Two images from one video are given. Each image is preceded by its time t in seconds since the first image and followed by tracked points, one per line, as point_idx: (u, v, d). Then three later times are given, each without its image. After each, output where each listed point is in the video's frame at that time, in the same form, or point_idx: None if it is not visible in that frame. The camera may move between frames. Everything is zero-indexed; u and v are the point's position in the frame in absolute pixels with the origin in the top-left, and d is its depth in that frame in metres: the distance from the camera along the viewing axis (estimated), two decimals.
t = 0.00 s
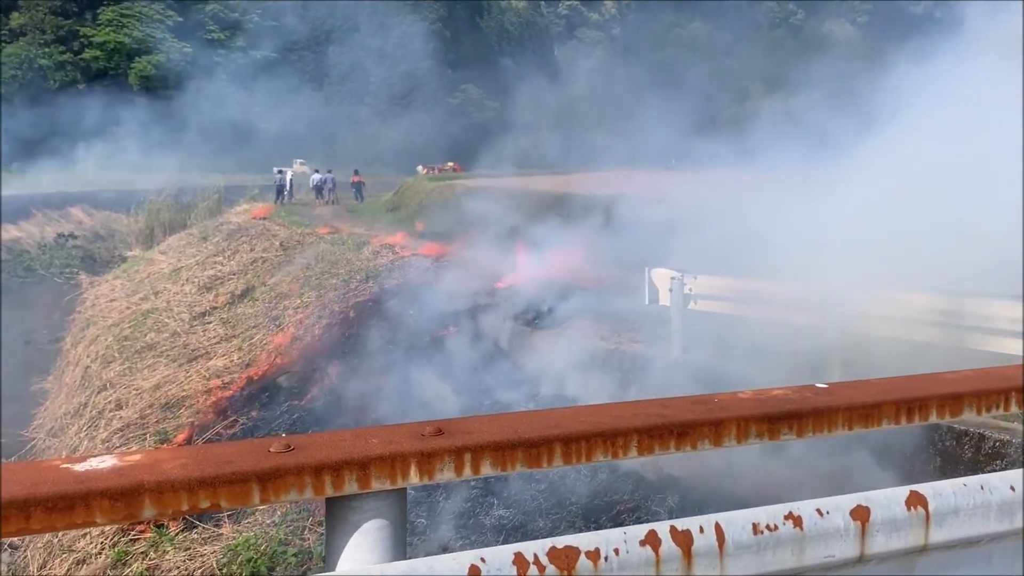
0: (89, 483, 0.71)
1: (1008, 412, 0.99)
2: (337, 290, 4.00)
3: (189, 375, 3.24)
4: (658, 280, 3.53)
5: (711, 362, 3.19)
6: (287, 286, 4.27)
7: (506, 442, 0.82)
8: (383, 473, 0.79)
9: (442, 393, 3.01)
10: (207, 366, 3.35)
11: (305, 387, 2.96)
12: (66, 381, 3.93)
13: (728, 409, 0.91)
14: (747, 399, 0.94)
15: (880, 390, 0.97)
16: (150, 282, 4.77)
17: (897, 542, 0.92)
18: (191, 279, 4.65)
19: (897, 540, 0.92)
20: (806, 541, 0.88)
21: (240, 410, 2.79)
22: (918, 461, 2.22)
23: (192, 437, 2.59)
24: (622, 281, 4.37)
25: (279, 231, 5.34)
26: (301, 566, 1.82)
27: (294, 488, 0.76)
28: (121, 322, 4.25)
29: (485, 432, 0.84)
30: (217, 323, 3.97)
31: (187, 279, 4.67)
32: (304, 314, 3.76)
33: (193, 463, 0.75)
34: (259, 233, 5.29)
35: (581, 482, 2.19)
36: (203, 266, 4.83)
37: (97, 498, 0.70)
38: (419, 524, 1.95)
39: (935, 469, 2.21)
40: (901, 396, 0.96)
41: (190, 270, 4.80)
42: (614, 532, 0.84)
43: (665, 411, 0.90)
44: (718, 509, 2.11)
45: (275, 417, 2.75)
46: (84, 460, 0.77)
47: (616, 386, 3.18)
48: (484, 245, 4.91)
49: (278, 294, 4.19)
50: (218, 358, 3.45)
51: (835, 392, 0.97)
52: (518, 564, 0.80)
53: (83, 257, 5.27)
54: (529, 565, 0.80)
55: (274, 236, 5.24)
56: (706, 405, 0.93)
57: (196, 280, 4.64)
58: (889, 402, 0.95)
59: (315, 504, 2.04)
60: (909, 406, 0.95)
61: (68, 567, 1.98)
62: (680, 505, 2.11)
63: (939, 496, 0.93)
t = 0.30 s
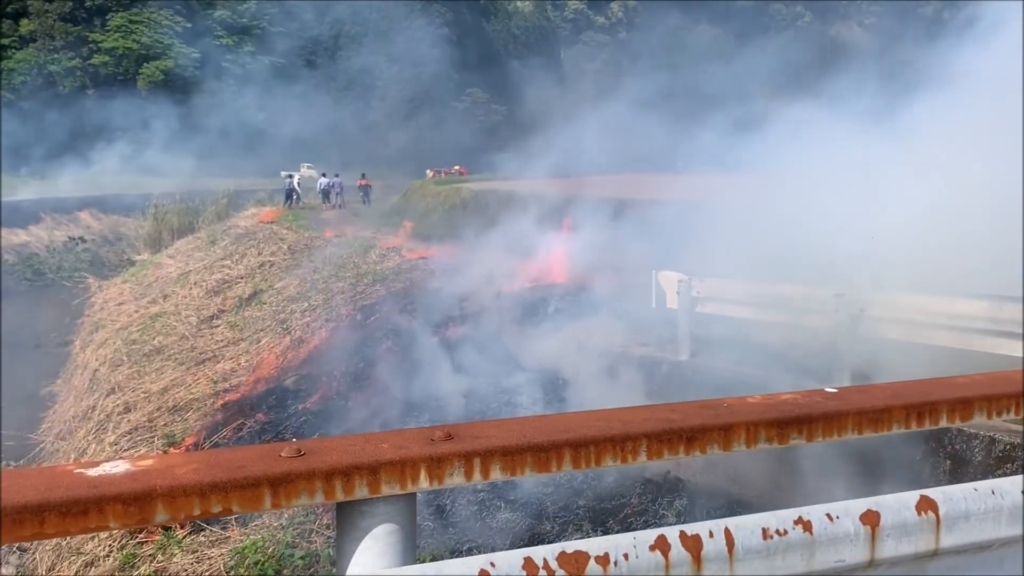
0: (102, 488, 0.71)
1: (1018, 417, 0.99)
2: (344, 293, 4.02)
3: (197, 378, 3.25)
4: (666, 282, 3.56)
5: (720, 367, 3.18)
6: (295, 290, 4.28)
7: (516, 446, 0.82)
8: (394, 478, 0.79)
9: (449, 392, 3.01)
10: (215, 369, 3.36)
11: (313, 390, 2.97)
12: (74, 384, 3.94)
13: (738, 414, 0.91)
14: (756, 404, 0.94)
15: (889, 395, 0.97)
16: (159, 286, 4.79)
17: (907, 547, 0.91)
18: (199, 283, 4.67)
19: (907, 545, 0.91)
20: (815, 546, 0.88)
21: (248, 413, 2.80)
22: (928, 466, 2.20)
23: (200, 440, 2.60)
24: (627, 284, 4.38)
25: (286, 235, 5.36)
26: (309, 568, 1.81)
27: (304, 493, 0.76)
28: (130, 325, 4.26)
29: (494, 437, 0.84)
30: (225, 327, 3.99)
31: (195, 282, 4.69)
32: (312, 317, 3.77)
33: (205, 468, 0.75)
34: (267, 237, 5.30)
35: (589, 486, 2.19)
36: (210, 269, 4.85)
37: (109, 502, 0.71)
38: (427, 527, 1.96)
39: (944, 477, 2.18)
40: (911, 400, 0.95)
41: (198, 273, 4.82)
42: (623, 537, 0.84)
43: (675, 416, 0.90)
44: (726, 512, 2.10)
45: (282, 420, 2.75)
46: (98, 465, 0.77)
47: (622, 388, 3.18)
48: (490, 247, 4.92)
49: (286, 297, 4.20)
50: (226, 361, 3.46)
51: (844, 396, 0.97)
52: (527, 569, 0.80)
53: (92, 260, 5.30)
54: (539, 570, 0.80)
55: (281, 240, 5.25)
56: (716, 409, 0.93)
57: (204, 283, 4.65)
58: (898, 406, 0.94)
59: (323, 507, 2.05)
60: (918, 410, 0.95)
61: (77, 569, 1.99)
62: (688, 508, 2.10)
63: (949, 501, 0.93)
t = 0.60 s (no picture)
0: (112, 488, 0.71)
1: None
2: (351, 295, 4.02)
3: (205, 380, 3.26)
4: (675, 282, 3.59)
5: (729, 366, 3.17)
6: (302, 291, 4.30)
7: (524, 446, 0.82)
8: (404, 478, 0.79)
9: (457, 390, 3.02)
10: (222, 371, 3.37)
11: (321, 393, 2.97)
12: (83, 386, 3.96)
13: (747, 412, 0.91)
14: (766, 403, 0.94)
15: (900, 393, 0.97)
16: (167, 287, 4.81)
17: (918, 546, 0.91)
18: (206, 284, 4.68)
19: (918, 543, 0.91)
20: (826, 545, 0.88)
21: (256, 416, 2.80)
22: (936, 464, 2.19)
23: (208, 442, 2.61)
24: (633, 284, 4.41)
25: (293, 236, 5.38)
26: (317, 570, 1.81)
27: (315, 493, 0.76)
28: (138, 327, 4.27)
29: (503, 437, 0.84)
30: (232, 328, 4.00)
31: (203, 284, 4.70)
32: (320, 318, 3.78)
33: (216, 468, 0.75)
34: (274, 238, 5.32)
35: (597, 486, 2.19)
36: (218, 270, 4.86)
37: (120, 502, 0.71)
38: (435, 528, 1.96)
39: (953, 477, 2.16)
40: (921, 399, 0.95)
41: (206, 275, 4.83)
42: (633, 536, 0.84)
43: (685, 416, 0.90)
44: (735, 512, 2.10)
45: (290, 421, 2.76)
46: (108, 465, 0.77)
47: (628, 388, 3.19)
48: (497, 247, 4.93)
49: (294, 298, 4.22)
50: (233, 363, 3.47)
51: (854, 395, 0.97)
52: (538, 568, 0.80)
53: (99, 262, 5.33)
54: (549, 569, 0.80)
55: (288, 241, 5.26)
56: (725, 408, 0.93)
57: (212, 285, 4.66)
58: (908, 405, 0.94)
59: (331, 508, 2.05)
60: (929, 409, 0.94)
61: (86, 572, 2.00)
62: (696, 508, 2.10)
63: (960, 500, 0.93)
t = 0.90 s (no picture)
0: (121, 480, 0.71)
1: None
2: (357, 294, 4.03)
3: (211, 377, 3.27)
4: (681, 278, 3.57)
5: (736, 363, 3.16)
6: (308, 288, 4.32)
7: (533, 437, 0.82)
8: (412, 469, 0.79)
9: (463, 388, 3.02)
10: (229, 369, 3.38)
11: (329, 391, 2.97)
12: (90, 384, 3.97)
13: (756, 404, 0.91)
14: (775, 395, 0.94)
15: (909, 385, 0.96)
16: (174, 285, 4.82)
17: (929, 539, 0.91)
18: (213, 282, 4.70)
19: (928, 536, 0.91)
20: (836, 538, 0.87)
21: (263, 414, 2.80)
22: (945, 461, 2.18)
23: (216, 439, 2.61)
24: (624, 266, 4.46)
25: (299, 234, 5.41)
26: (325, 567, 1.81)
27: (323, 485, 0.76)
28: (145, 325, 4.28)
29: (511, 428, 0.84)
30: (239, 325, 4.01)
31: (209, 281, 4.71)
32: (327, 316, 3.79)
33: (224, 460, 0.75)
34: (280, 236, 5.35)
35: (604, 482, 2.18)
36: (224, 268, 4.89)
37: (129, 494, 0.71)
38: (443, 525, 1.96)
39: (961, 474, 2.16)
40: (931, 390, 0.94)
41: (213, 272, 4.85)
42: (642, 529, 0.84)
43: (693, 407, 0.90)
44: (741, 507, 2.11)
45: (296, 419, 2.76)
46: (117, 458, 0.77)
47: (632, 381, 3.20)
48: (500, 243, 4.95)
49: (299, 295, 4.24)
50: (240, 360, 3.48)
51: (864, 387, 0.96)
52: (547, 562, 0.79)
53: (106, 260, 5.35)
54: (559, 563, 0.80)
55: (293, 239, 5.29)
56: (734, 400, 0.92)
57: (218, 283, 4.67)
58: (919, 396, 0.93)
59: (338, 505, 2.05)
60: (939, 401, 0.94)
61: (94, 569, 2.01)
62: (702, 504, 2.10)
63: (971, 493, 0.92)
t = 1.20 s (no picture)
0: (130, 469, 0.71)
1: None
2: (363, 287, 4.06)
3: (217, 368, 3.27)
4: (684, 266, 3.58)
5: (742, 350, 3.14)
6: (313, 279, 4.36)
7: (540, 426, 0.82)
8: (420, 458, 0.79)
9: (469, 378, 3.03)
10: (234, 359, 3.38)
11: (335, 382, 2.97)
12: (97, 375, 3.98)
13: (764, 391, 0.91)
14: (783, 382, 0.93)
15: (916, 371, 0.96)
16: (180, 276, 4.85)
17: (937, 526, 0.91)
18: (219, 273, 4.73)
19: (937, 523, 0.90)
20: (844, 525, 0.87)
21: (268, 404, 2.81)
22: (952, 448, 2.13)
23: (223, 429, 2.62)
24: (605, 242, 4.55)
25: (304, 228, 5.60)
26: (331, 557, 1.80)
27: (331, 473, 0.76)
28: (151, 316, 4.28)
29: (519, 417, 0.84)
30: (245, 316, 4.03)
31: (215, 273, 4.73)
32: (333, 308, 3.81)
33: (232, 449, 0.75)
34: (285, 229, 5.55)
35: (611, 471, 2.19)
36: (230, 260, 4.95)
37: (137, 484, 0.71)
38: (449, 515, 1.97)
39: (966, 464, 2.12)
40: (940, 377, 0.94)
41: (219, 264, 4.89)
42: (650, 517, 0.84)
43: (701, 395, 0.90)
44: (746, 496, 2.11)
45: (302, 409, 2.77)
46: (125, 447, 0.77)
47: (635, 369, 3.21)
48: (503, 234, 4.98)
49: (304, 286, 4.29)
50: (246, 351, 3.49)
51: (872, 374, 0.96)
52: (555, 550, 0.79)
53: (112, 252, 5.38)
54: (566, 551, 0.80)
55: (298, 233, 5.52)
56: (742, 387, 0.92)
57: (224, 275, 4.69)
58: (928, 383, 0.93)
59: (345, 495, 2.05)
60: (947, 387, 0.94)
61: (102, 560, 2.02)
62: (708, 493, 2.11)
63: (980, 479, 0.92)
